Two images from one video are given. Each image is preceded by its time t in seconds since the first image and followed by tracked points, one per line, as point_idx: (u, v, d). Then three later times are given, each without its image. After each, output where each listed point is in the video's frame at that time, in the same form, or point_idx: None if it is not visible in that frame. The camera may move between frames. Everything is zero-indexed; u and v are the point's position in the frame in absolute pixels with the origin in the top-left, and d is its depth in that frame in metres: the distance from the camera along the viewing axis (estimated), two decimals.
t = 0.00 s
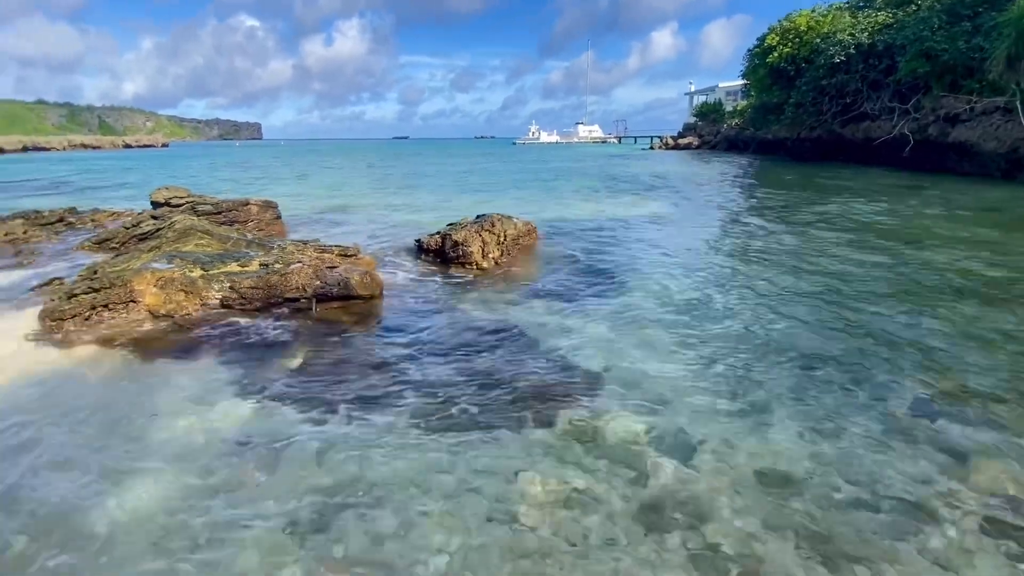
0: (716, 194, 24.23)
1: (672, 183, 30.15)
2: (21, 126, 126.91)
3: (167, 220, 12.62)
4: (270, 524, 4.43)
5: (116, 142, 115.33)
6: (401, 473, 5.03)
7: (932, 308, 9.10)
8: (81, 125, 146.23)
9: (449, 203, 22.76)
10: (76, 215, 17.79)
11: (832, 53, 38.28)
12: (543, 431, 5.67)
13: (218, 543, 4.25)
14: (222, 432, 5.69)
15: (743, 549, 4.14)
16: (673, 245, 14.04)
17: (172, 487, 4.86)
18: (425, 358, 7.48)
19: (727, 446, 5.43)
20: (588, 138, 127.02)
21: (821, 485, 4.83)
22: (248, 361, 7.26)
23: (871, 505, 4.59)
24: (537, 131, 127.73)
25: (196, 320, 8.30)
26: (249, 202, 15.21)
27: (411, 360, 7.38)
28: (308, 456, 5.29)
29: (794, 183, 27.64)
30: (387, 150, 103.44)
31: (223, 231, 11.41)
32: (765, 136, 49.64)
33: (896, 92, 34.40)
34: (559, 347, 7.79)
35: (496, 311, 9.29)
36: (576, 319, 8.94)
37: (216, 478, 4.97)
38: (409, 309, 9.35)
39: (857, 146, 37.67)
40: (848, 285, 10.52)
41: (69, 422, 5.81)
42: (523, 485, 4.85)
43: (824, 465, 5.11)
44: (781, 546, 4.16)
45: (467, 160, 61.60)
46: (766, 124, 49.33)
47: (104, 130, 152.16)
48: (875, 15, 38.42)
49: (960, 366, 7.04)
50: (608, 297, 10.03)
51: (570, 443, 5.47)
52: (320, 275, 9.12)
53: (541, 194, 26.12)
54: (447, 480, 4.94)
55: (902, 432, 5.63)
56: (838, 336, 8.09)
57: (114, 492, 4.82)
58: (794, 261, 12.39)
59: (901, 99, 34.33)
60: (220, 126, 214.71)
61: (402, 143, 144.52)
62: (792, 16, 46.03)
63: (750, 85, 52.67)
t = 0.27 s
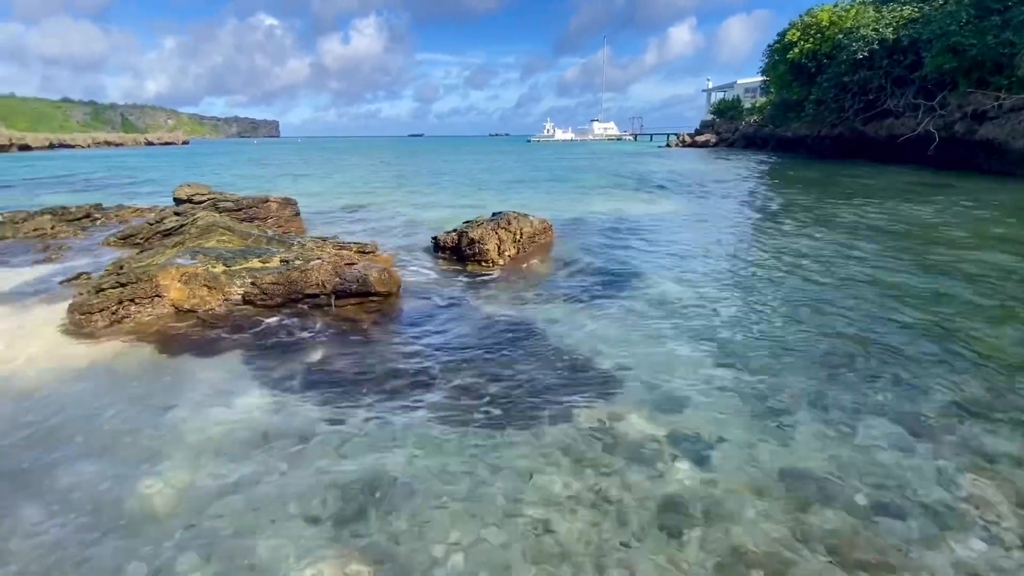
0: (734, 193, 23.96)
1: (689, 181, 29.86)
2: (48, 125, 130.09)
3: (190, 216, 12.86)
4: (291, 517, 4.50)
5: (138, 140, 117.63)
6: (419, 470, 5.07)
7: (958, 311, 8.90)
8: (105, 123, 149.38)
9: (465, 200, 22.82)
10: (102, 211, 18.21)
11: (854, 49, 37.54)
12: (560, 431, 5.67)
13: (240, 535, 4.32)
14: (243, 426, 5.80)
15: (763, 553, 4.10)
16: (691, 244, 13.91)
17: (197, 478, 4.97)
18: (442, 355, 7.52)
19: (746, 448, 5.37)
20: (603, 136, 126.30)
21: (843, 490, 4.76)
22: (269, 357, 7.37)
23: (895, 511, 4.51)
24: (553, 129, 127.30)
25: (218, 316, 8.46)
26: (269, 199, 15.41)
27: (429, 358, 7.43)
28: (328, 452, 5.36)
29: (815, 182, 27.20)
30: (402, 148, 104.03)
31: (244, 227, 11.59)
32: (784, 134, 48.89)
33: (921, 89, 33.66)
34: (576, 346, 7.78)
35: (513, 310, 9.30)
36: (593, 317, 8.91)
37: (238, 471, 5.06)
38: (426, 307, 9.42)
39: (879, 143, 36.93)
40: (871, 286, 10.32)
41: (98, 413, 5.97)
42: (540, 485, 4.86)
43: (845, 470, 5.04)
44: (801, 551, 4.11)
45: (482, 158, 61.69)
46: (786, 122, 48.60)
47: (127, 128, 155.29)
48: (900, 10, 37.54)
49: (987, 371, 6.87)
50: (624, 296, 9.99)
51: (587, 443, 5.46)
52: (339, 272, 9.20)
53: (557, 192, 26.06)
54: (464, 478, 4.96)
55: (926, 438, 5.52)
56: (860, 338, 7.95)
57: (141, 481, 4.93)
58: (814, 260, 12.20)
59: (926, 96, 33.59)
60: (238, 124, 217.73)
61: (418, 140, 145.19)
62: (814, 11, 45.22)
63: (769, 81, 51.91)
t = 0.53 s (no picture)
0: (755, 191, 23.58)
1: (709, 180, 29.50)
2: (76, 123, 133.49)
3: (214, 213, 13.09)
4: (315, 512, 4.56)
5: (162, 138, 120.27)
6: (440, 468, 5.10)
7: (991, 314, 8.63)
8: (131, 121, 152.73)
9: (482, 198, 22.86)
10: (129, 207, 18.64)
11: (881, 45, 36.67)
12: (579, 430, 5.66)
13: (266, 528, 4.39)
14: (268, 421, 5.89)
15: (788, 559, 4.04)
16: (710, 243, 13.76)
17: (223, 471, 5.06)
18: (462, 354, 7.56)
19: (769, 452, 5.30)
20: (621, 133, 125.29)
21: (869, 496, 4.67)
22: (291, 354, 7.49)
23: (924, 519, 4.41)
24: (570, 126, 126.65)
25: (242, 311, 8.61)
26: (290, 196, 15.61)
27: (448, 356, 7.48)
28: (350, 448, 5.42)
29: (839, 180, 26.65)
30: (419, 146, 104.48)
31: (267, 224, 11.77)
32: (807, 131, 47.99)
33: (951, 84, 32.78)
34: (595, 345, 7.75)
35: (531, 308, 9.32)
36: (612, 317, 8.87)
37: (263, 465, 5.14)
38: (444, 304, 9.48)
39: (905, 141, 36.07)
40: (898, 287, 10.08)
41: (128, 406, 6.12)
42: (560, 484, 4.86)
43: (872, 476, 4.93)
44: (828, 558, 4.05)
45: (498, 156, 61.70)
46: (809, 119, 47.70)
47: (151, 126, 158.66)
48: (931, 3, 36.42)
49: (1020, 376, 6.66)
50: (643, 295, 9.93)
51: (607, 444, 5.43)
52: (360, 269, 9.29)
53: (574, 190, 25.97)
54: (483, 477, 4.98)
55: (958, 444, 5.37)
56: (886, 340, 7.78)
57: (170, 472, 5.04)
58: (838, 261, 11.95)
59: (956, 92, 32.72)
60: (258, 122, 221.13)
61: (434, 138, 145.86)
62: (840, 5, 44.23)
63: (793, 77, 51.02)
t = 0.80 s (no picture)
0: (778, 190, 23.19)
1: (730, 178, 29.06)
2: (106, 122, 137.18)
3: (239, 209, 13.34)
4: (337, 506, 4.62)
5: (187, 136, 122.85)
6: (461, 464, 5.13)
7: None
8: (158, 119, 156.34)
9: (501, 196, 22.87)
10: (157, 204, 19.09)
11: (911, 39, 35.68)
12: (601, 429, 5.65)
13: (293, 518, 4.48)
14: (291, 415, 5.99)
15: (815, 563, 3.98)
16: (733, 242, 13.57)
17: (248, 463, 5.16)
18: (482, 350, 7.59)
19: (795, 454, 5.22)
20: (640, 131, 124.09)
21: (900, 502, 4.57)
22: (314, 349, 7.60)
23: (957, 527, 4.30)
24: (588, 123, 125.86)
25: (267, 306, 8.76)
26: (312, 193, 15.82)
27: (469, 352, 7.52)
28: (371, 443, 5.48)
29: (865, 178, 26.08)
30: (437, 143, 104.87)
31: (290, 221, 11.95)
32: (832, 128, 46.90)
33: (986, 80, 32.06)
34: (616, 344, 7.71)
35: (551, 306, 9.30)
36: (632, 315, 8.80)
37: (287, 459, 5.23)
38: (465, 301, 9.52)
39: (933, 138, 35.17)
40: (928, 288, 9.83)
41: (158, 398, 6.28)
42: (582, 483, 4.85)
43: (903, 481, 4.83)
44: (857, 564, 3.98)
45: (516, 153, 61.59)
46: (834, 115, 46.62)
47: (177, 125, 162.20)
48: None
49: None
50: (664, 294, 9.84)
51: (629, 443, 5.41)
52: (382, 266, 9.39)
53: (593, 187, 25.80)
54: (505, 473, 5.00)
55: (992, 450, 5.23)
56: (916, 342, 7.60)
57: (200, 463, 5.17)
58: (865, 261, 11.70)
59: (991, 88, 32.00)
60: (280, 120, 224.41)
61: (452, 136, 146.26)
62: None
63: (818, 73, 49.98)
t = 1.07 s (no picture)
0: (804, 189, 22.73)
1: (755, 176, 28.57)
2: (136, 120, 140.87)
3: (265, 206, 13.59)
4: (365, 498, 4.69)
5: (214, 134, 125.55)
6: (485, 460, 5.15)
7: None
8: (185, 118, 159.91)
9: (521, 194, 22.86)
10: (186, 200, 19.56)
11: (946, 33, 34.33)
12: (625, 428, 5.61)
13: (319, 510, 4.55)
14: (318, 408, 6.09)
15: (846, 569, 3.90)
16: (757, 242, 13.36)
17: (275, 455, 5.25)
18: (504, 347, 7.61)
19: (824, 458, 5.11)
20: (662, 128, 122.72)
21: (935, 509, 4.44)
22: (339, 344, 7.71)
23: (996, 536, 4.17)
24: (609, 121, 124.95)
25: (293, 301, 8.89)
26: (336, 190, 16.04)
27: (491, 349, 7.55)
28: (397, 438, 5.53)
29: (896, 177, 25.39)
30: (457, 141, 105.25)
31: (315, 217, 12.13)
32: (860, 126, 45.73)
33: None
34: (639, 343, 7.65)
35: (573, 304, 9.27)
36: (655, 314, 8.72)
37: (315, 451, 5.31)
38: (486, 298, 9.55)
39: (968, 136, 34.11)
40: (963, 290, 9.53)
41: (188, 390, 6.43)
42: (605, 481, 4.83)
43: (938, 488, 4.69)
44: (890, 571, 3.88)
45: (537, 151, 61.46)
46: (863, 112, 45.46)
47: (204, 123, 165.90)
48: None
49: None
50: (687, 293, 9.73)
51: (653, 443, 5.36)
52: (405, 262, 9.47)
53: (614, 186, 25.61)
54: (528, 470, 5.00)
55: None
56: (950, 346, 7.38)
57: (230, 453, 5.29)
58: (896, 261, 11.40)
59: None
60: (303, 118, 227.79)
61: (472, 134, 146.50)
62: None
63: (847, 69, 48.77)
